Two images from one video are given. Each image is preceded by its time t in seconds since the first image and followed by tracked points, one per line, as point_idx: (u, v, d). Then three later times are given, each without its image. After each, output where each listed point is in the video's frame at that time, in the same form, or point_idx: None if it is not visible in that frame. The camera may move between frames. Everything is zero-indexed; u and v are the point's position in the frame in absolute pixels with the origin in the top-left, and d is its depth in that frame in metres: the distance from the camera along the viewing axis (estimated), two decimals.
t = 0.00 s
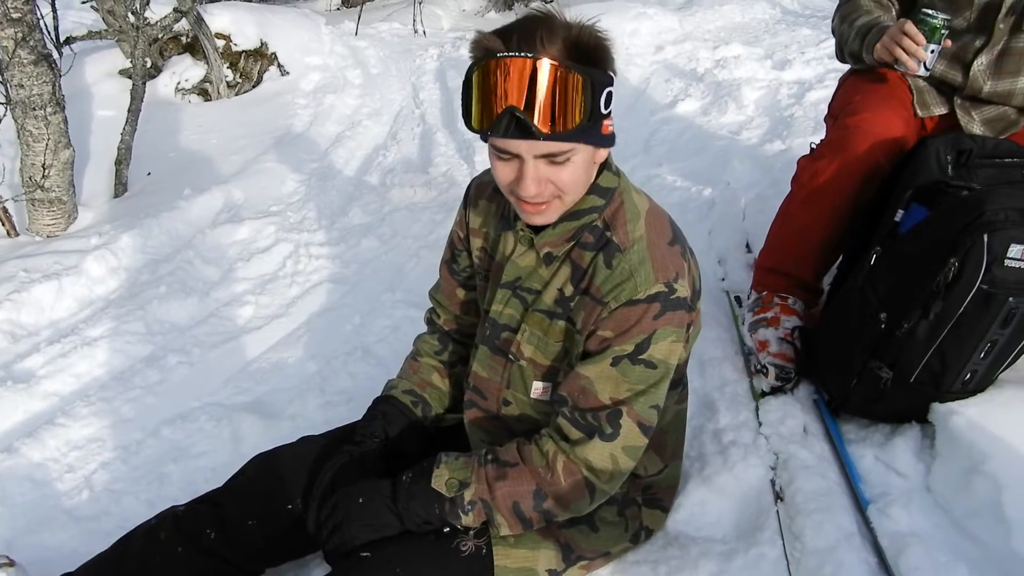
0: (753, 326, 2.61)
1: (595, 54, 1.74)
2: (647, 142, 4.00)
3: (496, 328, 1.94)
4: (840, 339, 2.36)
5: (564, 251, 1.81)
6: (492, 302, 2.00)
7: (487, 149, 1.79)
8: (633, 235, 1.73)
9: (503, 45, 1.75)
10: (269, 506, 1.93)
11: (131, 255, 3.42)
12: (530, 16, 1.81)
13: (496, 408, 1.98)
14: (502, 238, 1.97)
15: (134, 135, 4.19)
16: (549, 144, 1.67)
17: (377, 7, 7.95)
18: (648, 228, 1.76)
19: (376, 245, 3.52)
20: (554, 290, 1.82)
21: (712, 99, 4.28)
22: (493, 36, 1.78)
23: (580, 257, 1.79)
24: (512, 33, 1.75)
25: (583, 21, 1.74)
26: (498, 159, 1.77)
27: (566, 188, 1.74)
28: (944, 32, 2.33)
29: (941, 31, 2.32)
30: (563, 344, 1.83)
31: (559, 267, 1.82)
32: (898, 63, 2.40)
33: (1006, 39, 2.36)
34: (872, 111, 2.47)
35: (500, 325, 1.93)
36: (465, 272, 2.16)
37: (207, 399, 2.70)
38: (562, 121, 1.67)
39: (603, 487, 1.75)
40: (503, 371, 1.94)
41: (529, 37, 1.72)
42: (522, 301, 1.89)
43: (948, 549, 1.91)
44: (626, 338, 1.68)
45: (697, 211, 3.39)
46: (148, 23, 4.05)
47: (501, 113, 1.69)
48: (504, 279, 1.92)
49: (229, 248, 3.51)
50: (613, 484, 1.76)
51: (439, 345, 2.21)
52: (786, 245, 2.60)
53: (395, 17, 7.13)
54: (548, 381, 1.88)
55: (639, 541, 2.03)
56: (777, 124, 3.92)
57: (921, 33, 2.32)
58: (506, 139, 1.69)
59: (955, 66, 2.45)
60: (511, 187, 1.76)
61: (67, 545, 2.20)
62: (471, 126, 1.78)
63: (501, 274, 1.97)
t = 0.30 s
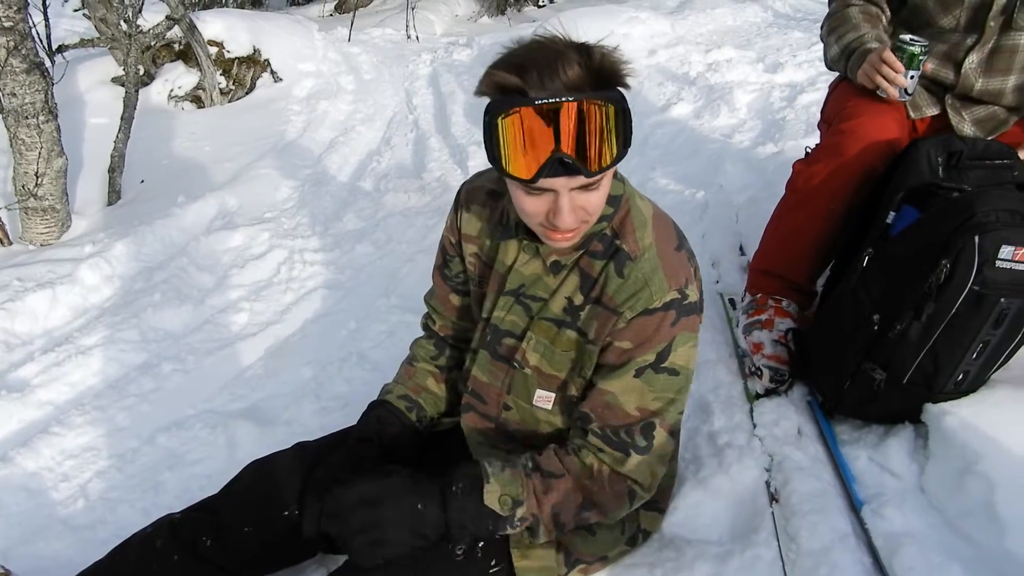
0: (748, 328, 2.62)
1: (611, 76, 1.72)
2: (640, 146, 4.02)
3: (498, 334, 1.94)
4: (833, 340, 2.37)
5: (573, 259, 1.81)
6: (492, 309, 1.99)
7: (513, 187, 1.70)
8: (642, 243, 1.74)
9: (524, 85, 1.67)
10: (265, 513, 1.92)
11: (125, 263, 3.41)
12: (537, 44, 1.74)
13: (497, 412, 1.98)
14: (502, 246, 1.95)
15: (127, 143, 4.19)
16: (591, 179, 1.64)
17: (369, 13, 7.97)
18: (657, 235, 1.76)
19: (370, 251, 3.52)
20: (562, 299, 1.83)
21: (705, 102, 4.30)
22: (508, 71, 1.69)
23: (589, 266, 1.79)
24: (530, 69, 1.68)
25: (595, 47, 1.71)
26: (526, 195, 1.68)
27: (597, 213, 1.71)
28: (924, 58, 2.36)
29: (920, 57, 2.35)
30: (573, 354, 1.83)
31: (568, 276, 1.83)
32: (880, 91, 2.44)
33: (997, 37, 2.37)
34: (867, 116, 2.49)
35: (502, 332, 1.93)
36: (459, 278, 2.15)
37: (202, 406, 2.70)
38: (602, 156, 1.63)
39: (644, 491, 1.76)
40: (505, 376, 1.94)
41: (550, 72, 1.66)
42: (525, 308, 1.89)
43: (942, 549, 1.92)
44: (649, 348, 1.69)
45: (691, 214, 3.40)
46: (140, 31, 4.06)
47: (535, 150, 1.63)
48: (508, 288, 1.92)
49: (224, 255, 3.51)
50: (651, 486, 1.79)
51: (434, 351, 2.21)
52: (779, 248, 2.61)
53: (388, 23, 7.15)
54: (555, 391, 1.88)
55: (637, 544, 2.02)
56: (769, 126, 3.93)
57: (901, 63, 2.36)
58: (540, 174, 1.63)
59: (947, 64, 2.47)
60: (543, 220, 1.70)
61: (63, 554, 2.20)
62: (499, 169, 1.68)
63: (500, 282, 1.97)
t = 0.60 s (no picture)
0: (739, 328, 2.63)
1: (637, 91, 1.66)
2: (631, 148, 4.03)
3: (510, 342, 1.87)
4: (824, 339, 2.38)
5: (595, 271, 1.77)
6: (502, 323, 1.91)
7: (539, 205, 1.63)
8: (669, 250, 1.73)
9: (554, 100, 1.59)
10: (258, 519, 1.93)
11: (117, 271, 3.41)
12: (562, 56, 1.66)
13: (502, 419, 1.90)
14: (511, 260, 1.89)
15: (118, 151, 4.19)
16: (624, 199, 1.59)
17: (360, 19, 7.99)
18: (679, 239, 1.76)
19: (363, 256, 3.53)
20: (581, 309, 1.78)
21: (696, 104, 4.31)
22: (535, 89, 1.61)
23: (612, 277, 1.76)
24: (560, 84, 1.60)
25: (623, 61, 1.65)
26: (554, 213, 1.62)
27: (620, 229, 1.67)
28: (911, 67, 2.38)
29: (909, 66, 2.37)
30: (594, 365, 1.78)
31: (587, 288, 1.78)
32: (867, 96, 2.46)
33: (982, 35, 2.38)
34: (854, 116, 2.50)
35: (513, 341, 1.87)
36: (451, 289, 2.08)
37: (195, 414, 2.70)
38: (636, 176, 1.58)
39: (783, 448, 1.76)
40: (514, 383, 1.87)
41: (582, 88, 1.59)
42: (541, 318, 1.84)
43: (933, 545, 1.93)
44: (718, 351, 1.66)
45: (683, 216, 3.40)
46: (130, 39, 4.06)
47: (568, 171, 1.56)
48: (524, 301, 1.85)
49: (216, 262, 3.51)
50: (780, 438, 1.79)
51: (427, 355, 2.15)
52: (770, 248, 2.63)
53: (379, 28, 7.17)
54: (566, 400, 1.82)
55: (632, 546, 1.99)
56: (759, 127, 3.95)
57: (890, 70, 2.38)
58: (570, 195, 1.57)
59: (933, 62, 2.47)
60: (569, 238, 1.65)
61: (57, 563, 2.20)
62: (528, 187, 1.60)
63: (509, 293, 1.90)
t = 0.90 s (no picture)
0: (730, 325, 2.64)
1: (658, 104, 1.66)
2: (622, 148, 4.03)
3: (514, 342, 1.87)
4: (813, 334, 2.39)
5: (604, 275, 1.78)
6: (506, 323, 1.91)
7: (555, 214, 1.63)
8: (676, 253, 1.76)
9: (579, 110, 1.58)
10: (250, 521, 1.92)
11: (106, 274, 3.40)
12: (586, 65, 1.64)
13: (503, 418, 1.91)
14: (518, 261, 1.89)
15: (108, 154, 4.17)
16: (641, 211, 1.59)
17: (349, 20, 7.99)
18: (687, 242, 1.78)
19: (353, 256, 3.52)
20: (589, 311, 1.80)
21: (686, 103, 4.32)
22: (558, 99, 1.60)
23: (622, 280, 1.77)
24: (585, 93, 1.58)
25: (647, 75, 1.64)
26: (570, 223, 1.62)
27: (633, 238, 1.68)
28: (901, 66, 2.37)
29: (898, 66, 2.37)
30: (598, 366, 1.79)
31: (596, 291, 1.80)
32: (856, 96, 2.47)
33: (968, 34, 2.40)
34: (844, 114, 2.51)
35: (518, 341, 1.87)
36: (451, 286, 2.07)
37: (186, 416, 2.69)
38: (654, 190, 1.58)
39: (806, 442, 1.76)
40: (516, 383, 1.88)
41: (604, 99, 1.58)
42: (547, 319, 1.84)
43: (923, 540, 1.94)
44: (725, 350, 1.68)
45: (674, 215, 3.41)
46: (118, 41, 4.04)
47: (590, 183, 1.55)
48: (531, 302, 1.86)
49: (206, 264, 3.50)
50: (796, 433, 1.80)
51: (421, 354, 2.14)
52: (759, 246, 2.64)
53: (369, 29, 7.17)
54: (567, 398, 1.83)
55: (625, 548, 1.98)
56: (749, 126, 3.96)
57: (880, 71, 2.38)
58: (589, 208, 1.57)
59: (920, 62, 2.49)
60: (582, 246, 1.65)
61: (47, 566, 2.19)
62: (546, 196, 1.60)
63: (515, 295, 1.90)
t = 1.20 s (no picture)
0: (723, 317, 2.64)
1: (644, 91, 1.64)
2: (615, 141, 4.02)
3: (507, 333, 1.87)
4: (806, 326, 2.39)
5: (596, 263, 1.77)
6: (498, 314, 1.91)
7: (537, 199, 1.63)
8: (668, 239, 1.76)
9: (561, 96, 1.57)
10: (240, 513, 1.92)
11: (97, 267, 3.39)
12: (572, 52, 1.63)
13: (497, 410, 1.91)
14: (509, 251, 1.89)
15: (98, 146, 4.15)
16: (623, 198, 1.58)
17: (342, 13, 7.96)
18: (678, 229, 1.78)
19: (346, 250, 3.51)
20: (581, 301, 1.79)
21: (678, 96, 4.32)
22: (542, 83, 1.59)
23: (614, 268, 1.77)
24: (568, 79, 1.58)
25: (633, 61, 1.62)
26: (553, 209, 1.62)
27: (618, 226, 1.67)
28: (897, 59, 2.37)
29: (894, 59, 2.36)
30: (592, 355, 1.79)
31: (588, 280, 1.79)
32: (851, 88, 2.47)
33: (958, 27, 2.42)
34: (837, 107, 2.51)
35: (510, 331, 1.87)
36: (442, 277, 2.07)
37: (177, 409, 2.68)
38: (637, 178, 1.58)
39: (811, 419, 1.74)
40: (510, 375, 1.88)
41: (587, 85, 1.57)
42: (539, 309, 1.84)
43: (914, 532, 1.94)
44: (721, 333, 1.66)
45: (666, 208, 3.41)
46: (108, 33, 4.02)
47: (571, 169, 1.55)
48: (523, 292, 1.85)
49: (198, 258, 3.48)
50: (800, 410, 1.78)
51: (411, 347, 2.14)
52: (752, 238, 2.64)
53: (361, 22, 7.15)
54: (562, 388, 1.84)
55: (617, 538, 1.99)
56: (742, 119, 3.96)
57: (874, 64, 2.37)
58: (570, 194, 1.56)
59: (911, 54, 2.51)
60: (566, 233, 1.65)
61: (36, 559, 2.18)
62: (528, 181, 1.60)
63: (506, 285, 1.89)
